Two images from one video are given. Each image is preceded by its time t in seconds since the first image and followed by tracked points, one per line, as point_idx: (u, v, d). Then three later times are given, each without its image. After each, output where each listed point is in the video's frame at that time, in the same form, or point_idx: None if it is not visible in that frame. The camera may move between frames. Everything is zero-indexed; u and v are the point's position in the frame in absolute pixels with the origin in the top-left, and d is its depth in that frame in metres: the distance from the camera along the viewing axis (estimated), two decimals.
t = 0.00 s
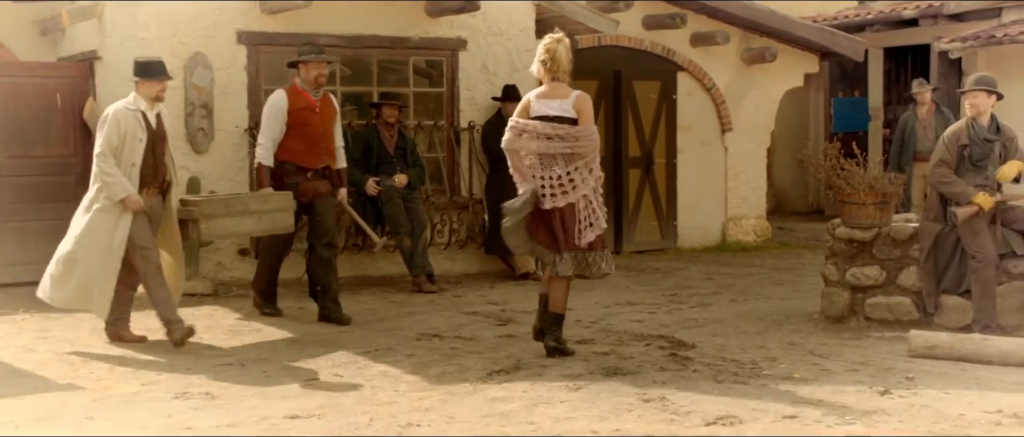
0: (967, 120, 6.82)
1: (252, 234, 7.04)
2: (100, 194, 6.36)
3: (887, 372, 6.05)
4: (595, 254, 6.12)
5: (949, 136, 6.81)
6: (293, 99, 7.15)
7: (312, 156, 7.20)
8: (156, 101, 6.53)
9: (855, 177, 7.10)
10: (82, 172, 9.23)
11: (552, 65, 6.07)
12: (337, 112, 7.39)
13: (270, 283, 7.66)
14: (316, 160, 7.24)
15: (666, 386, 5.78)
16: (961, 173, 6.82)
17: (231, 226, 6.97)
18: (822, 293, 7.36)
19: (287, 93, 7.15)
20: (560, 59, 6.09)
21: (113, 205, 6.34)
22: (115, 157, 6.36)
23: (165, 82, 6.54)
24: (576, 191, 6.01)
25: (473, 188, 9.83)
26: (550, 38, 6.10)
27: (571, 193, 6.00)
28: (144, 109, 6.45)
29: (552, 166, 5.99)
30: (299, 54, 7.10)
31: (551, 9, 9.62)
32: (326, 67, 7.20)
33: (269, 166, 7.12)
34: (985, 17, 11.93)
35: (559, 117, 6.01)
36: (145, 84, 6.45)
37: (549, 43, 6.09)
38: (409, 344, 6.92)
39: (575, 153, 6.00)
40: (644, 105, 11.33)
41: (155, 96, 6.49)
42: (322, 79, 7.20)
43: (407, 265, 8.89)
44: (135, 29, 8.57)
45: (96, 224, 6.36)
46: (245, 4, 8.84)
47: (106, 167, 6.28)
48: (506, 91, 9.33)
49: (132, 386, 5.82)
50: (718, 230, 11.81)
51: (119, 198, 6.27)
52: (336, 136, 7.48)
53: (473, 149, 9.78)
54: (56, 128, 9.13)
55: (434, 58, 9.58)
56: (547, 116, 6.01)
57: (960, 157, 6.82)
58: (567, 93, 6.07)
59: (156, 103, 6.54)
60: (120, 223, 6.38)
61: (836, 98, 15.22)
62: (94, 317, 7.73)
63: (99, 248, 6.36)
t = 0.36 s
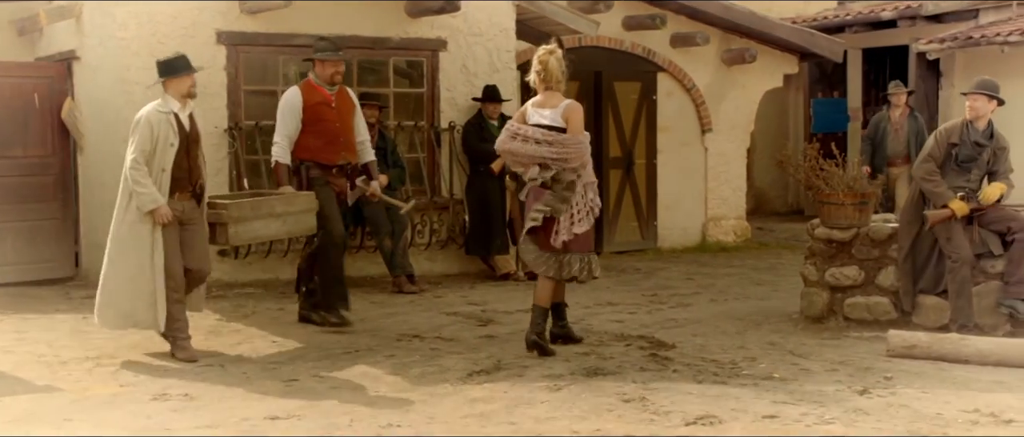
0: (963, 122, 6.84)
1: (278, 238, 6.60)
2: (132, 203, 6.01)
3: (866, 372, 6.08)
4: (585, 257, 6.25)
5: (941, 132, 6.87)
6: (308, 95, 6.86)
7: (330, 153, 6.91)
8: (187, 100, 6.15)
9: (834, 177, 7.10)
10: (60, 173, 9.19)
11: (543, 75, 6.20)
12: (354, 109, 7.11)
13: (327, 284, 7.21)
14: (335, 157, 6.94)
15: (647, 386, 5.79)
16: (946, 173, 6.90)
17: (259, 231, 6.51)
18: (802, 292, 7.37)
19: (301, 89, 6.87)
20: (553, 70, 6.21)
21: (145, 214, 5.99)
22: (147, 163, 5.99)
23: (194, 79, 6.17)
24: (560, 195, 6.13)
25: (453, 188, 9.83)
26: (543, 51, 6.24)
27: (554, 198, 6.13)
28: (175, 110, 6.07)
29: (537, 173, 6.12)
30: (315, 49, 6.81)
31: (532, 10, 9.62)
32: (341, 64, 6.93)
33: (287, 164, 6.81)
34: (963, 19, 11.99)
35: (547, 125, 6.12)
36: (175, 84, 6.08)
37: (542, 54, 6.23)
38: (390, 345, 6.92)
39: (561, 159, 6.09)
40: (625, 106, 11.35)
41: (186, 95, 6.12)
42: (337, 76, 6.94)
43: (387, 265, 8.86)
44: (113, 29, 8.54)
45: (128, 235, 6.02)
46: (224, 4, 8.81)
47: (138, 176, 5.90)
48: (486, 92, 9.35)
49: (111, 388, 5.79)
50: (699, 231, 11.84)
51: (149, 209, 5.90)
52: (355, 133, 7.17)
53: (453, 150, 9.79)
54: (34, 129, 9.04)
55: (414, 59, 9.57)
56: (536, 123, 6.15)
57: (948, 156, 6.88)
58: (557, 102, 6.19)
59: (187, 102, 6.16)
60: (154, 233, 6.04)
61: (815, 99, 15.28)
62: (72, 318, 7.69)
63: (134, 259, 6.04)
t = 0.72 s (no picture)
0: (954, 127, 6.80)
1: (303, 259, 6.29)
2: (151, 209, 5.80)
3: (841, 371, 6.10)
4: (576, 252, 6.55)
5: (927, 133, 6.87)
6: (327, 101, 6.59)
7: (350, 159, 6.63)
8: (221, 111, 5.91)
9: (809, 177, 7.14)
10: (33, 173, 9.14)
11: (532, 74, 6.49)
12: (373, 114, 6.85)
13: (342, 305, 6.88)
14: (355, 164, 6.67)
15: (623, 386, 5.80)
16: (926, 173, 6.91)
17: (287, 252, 6.19)
18: (777, 292, 7.42)
19: (320, 95, 6.58)
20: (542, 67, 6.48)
21: (162, 222, 5.78)
22: (170, 170, 5.77)
23: (231, 90, 5.95)
24: (553, 193, 6.44)
25: (431, 189, 9.84)
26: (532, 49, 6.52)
27: (548, 195, 6.45)
28: (206, 118, 5.82)
29: (532, 172, 6.49)
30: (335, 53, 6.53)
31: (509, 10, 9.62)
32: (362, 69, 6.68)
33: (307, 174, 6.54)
34: (937, 20, 12.08)
35: (538, 123, 6.43)
36: (210, 92, 5.87)
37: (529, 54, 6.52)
38: (367, 346, 6.90)
39: (552, 158, 6.42)
40: (601, 108, 11.40)
41: (219, 105, 5.89)
42: (356, 82, 6.69)
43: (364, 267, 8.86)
44: (88, 28, 8.48)
45: (145, 241, 5.81)
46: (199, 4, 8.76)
47: (158, 182, 5.69)
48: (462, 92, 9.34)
49: (86, 390, 5.74)
50: (675, 231, 11.87)
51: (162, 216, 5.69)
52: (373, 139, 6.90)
53: (429, 150, 9.80)
54: (8, 129, 8.97)
55: (390, 59, 9.54)
56: (529, 123, 6.46)
57: (932, 157, 6.88)
58: (548, 99, 6.47)
59: (221, 113, 5.92)
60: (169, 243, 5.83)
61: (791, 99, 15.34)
62: (46, 320, 7.63)
63: (149, 264, 5.83)
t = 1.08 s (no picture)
0: (925, 125, 6.84)
1: (339, 253, 6.24)
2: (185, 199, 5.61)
3: (818, 370, 6.13)
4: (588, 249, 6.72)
5: (900, 131, 6.88)
6: (358, 102, 6.46)
7: (376, 161, 6.56)
8: (252, 98, 5.79)
9: (786, 178, 7.17)
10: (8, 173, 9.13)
11: (532, 79, 6.59)
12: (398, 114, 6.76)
13: (327, 303, 6.91)
14: (381, 166, 6.59)
15: (601, 386, 5.81)
16: (901, 173, 6.93)
17: (324, 244, 6.13)
18: (754, 292, 7.45)
19: (350, 96, 6.45)
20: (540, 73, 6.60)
21: (197, 212, 5.58)
22: (202, 157, 5.61)
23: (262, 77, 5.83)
24: (566, 194, 6.58)
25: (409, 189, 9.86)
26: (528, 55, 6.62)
27: (562, 197, 6.58)
28: (239, 105, 5.71)
29: (542, 174, 6.59)
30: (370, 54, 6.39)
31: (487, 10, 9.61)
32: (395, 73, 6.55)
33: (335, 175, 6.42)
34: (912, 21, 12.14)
35: (545, 127, 6.56)
36: (241, 78, 5.75)
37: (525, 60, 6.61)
38: (345, 346, 6.89)
39: (564, 159, 6.56)
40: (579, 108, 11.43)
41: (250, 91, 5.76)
42: (388, 85, 6.57)
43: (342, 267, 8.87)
44: (63, 28, 8.44)
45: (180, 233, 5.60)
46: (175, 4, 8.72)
47: (192, 168, 5.52)
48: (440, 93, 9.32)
49: (61, 392, 5.70)
50: (653, 231, 11.89)
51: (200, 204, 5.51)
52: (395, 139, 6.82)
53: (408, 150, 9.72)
54: None
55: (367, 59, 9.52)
56: (534, 128, 6.57)
57: (905, 156, 6.89)
58: (551, 103, 6.61)
59: (252, 100, 5.81)
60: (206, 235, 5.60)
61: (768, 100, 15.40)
62: (21, 320, 7.59)
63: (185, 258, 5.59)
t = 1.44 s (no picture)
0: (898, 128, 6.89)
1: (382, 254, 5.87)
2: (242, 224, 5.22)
3: (799, 370, 6.15)
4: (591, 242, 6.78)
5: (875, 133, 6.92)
6: (406, 95, 6.27)
7: (424, 157, 6.36)
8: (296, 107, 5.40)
9: (768, 178, 7.17)
10: None
11: (534, 75, 6.64)
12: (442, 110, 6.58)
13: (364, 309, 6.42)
14: (428, 163, 6.40)
15: (583, 386, 5.81)
16: (876, 174, 6.96)
17: (368, 246, 5.75)
18: (736, 292, 7.49)
19: (399, 89, 6.26)
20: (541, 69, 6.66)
21: (258, 236, 5.19)
22: (256, 178, 5.21)
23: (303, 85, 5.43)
24: (569, 189, 6.66)
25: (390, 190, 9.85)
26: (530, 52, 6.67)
27: (565, 191, 6.65)
28: (285, 118, 5.31)
29: (544, 169, 6.65)
30: (418, 46, 6.24)
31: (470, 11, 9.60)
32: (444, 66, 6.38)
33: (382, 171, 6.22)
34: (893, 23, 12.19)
35: (547, 123, 6.63)
36: (282, 90, 5.34)
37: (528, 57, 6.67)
38: (326, 347, 6.86)
39: (566, 154, 6.64)
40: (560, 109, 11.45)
41: (294, 101, 5.37)
42: (436, 79, 6.39)
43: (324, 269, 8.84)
44: (42, 28, 8.40)
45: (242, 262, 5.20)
46: (155, 4, 8.67)
47: (248, 192, 5.13)
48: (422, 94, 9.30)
49: (41, 393, 5.67)
50: (636, 231, 11.90)
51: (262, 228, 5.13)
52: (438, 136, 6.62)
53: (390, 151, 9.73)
54: None
55: (350, 59, 9.47)
56: (535, 123, 6.64)
57: (878, 159, 6.92)
58: (552, 99, 6.68)
59: (295, 110, 5.40)
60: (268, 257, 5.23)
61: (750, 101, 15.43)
62: None
63: (252, 287, 5.22)
